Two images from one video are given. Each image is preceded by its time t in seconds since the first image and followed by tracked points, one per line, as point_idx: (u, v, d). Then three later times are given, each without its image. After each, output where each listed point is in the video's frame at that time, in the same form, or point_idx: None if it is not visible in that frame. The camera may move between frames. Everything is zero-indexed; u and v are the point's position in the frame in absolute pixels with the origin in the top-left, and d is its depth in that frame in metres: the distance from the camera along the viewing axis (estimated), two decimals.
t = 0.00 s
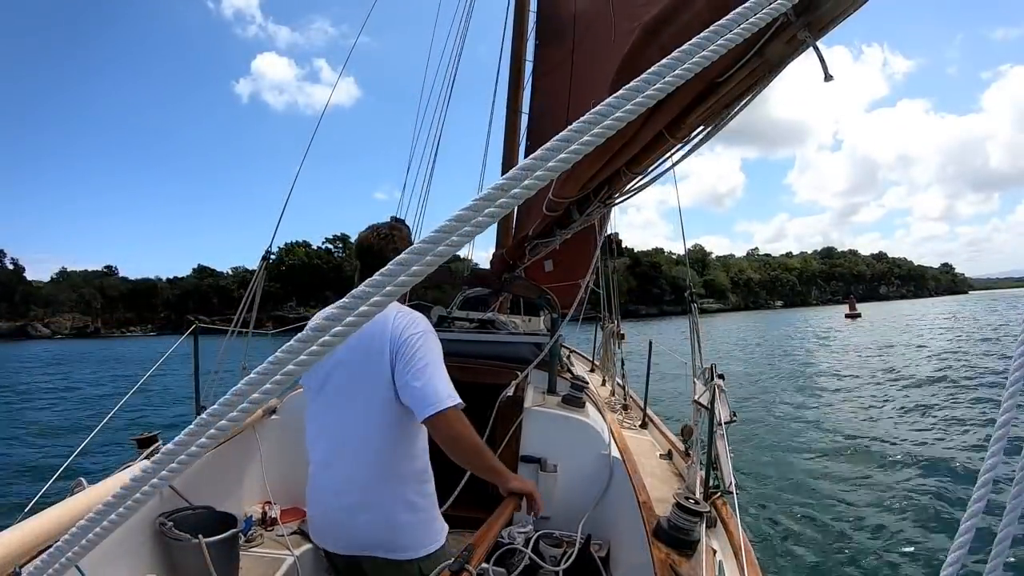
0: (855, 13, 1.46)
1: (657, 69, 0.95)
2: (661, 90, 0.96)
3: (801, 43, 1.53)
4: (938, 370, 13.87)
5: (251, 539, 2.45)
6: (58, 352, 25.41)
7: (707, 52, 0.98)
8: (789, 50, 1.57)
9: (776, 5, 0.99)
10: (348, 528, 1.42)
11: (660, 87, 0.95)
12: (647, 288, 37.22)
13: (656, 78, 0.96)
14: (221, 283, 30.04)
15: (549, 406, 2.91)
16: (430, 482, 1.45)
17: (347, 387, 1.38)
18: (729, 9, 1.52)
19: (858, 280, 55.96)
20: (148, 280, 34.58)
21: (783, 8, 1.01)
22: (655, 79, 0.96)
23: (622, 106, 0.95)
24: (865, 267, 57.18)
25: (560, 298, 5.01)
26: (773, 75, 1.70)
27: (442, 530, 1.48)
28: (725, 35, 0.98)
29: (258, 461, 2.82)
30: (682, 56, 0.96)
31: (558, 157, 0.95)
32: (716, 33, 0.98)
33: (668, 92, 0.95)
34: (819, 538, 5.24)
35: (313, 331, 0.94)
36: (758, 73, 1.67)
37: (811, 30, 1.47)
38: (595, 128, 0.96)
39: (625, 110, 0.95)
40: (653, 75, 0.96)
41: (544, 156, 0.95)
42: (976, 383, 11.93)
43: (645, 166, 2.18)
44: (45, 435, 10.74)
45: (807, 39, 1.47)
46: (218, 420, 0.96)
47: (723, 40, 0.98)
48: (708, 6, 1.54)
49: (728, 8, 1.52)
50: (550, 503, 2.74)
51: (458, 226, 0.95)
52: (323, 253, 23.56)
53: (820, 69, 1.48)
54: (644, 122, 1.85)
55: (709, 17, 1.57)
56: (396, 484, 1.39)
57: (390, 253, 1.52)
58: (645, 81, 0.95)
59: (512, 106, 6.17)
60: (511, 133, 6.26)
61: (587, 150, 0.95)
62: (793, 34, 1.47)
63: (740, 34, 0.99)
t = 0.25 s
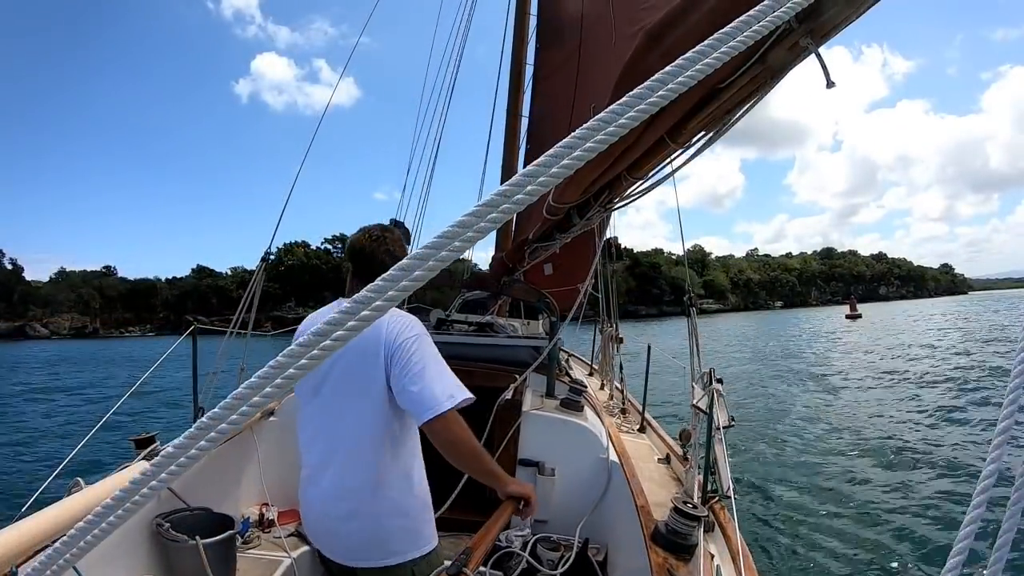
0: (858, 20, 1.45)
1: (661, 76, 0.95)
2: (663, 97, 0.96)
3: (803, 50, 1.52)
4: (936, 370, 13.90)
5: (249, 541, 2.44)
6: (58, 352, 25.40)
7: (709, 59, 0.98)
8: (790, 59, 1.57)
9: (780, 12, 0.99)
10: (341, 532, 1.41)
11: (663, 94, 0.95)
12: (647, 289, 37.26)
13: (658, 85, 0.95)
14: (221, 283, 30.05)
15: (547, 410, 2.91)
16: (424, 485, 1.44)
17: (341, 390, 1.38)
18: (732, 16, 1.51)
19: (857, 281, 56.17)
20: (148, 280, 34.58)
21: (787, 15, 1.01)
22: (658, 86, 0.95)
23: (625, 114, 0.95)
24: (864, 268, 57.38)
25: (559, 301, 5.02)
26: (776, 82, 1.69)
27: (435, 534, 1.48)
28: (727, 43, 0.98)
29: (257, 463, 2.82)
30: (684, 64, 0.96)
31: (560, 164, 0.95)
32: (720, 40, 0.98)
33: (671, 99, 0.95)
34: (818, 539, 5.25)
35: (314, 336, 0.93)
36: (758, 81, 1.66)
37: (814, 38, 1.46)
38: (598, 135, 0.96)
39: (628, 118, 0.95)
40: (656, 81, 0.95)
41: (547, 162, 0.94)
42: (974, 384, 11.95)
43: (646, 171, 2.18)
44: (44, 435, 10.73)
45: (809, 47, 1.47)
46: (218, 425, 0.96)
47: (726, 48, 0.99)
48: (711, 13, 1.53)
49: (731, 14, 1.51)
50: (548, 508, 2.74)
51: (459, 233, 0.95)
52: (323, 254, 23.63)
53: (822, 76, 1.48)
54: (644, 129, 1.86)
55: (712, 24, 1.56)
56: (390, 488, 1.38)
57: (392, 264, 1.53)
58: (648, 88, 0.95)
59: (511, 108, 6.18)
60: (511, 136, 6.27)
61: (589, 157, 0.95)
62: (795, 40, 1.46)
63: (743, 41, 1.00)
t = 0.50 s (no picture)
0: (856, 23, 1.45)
1: (658, 78, 0.95)
2: (659, 99, 0.96)
3: (800, 53, 1.51)
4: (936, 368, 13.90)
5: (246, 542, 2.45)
6: (59, 352, 25.44)
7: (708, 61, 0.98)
8: (788, 62, 1.57)
9: (776, 14, 0.99)
10: (330, 536, 1.41)
11: (660, 96, 0.95)
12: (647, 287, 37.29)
13: (655, 88, 0.95)
14: (221, 282, 30.05)
15: (545, 413, 2.91)
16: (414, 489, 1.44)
17: (329, 395, 1.37)
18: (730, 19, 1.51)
19: (857, 279, 56.16)
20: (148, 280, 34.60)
21: (783, 19, 1.01)
22: (655, 88, 0.95)
23: (622, 116, 0.95)
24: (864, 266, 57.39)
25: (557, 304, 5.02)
26: (773, 85, 1.69)
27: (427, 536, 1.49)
28: (725, 45, 0.98)
29: (254, 464, 2.82)
30: (682, 66, 0.96)
31: (557, 166, 0.95)
32: (718, 42, 0.97)
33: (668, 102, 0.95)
34: (818, 536, 5.24)
35: (310, 336, 0.92)
36: (756, 84, 1.66)
37: (812, 41, 1.46)
38: (595, 137, 0.95)
39: (626, 119, 0.95)
40: (654, 84, 0.95)
41: (543, 164, 0.94)
42: (974, 382, 11.95)
43: (644, 174, 2.18)
44: (45, 435, 10.74)
45: (807, 51, 1.46)
46: (210, 427, 0.94)
47: (723, 50, 0.99)
48: (709, 15, 1.53)
49: (729, 17, 1.51)
50: (544, 512, 2.73)
51: (455, 234, 0.95)
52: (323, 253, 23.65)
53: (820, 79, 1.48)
54: (641, 133, 1.85)
55: (710, 27, 1.55)
56: (380, 493, 1.38)
57: (371, 259, 1.50)
58: (645, 90, 0.95)
59: (511, 110, 6.17)
60: (511, 137, 6.26)
61: (586, 159, 0.95)
62: (793, 43, 1.46)
63: (740, 44, 0.99)
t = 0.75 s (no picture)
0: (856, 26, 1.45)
1: (657, 82, 0.94)
2: (660, 102, 0.95)
3: (800, 56, 1.51)
4: (938, 363, 13.90)
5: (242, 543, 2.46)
6: (59, 354, 25.41)
7: (707, 65, 0.97)
8: (788, 65, 1.57)
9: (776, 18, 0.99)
10: (319, 537, 1.42)
11: (660, 99, 0.94)
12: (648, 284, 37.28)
13: (655, 91, 0.95)
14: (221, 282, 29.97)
15: (542, 415, 2.90)
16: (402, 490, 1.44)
17: (314, 399, 1.36)
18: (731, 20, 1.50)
19: (858, 274, 56.16)
20: (147, 280, 34.56)
21: (783, 22, 1.01)
22: (655, 91, 0.95)
23: (622, 118, 0.94)
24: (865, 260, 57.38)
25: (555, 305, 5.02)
26: (773, 88, 1.69)
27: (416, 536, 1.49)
28: (724, 49, 0.98)
29: (251, 465, 2.85)
30: (682, 69, 0.95)
31: (556, 171, 0.94)
32: (718, 45, 0.97)
33: (668, 104, 0.94)
34: (819, 531, 5.25)
35: (307, 339, 0.92)
36: (756, 87, 1.66)
37: (812, 44, 1.46)
38: (595, 139, 0.95)
39: (626, 122, 0.94)
40: (653, 87, 0.95)
41: (543, 167, 0.94)
42: (975, 376, 11.95)
43: (643, 176, 2.18)
44: (46, 437, 10.73)
45: (808, 54, 1.46)
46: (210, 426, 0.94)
47: (722, 54, 0.98)
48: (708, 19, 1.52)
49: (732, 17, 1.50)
50: (541, 514, 2.73)
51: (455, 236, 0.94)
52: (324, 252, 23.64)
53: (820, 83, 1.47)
54: (640, 136, 1.85)
55: (710, 29, 1.55)
56: (367, 495, 1.38)
57: (360, 264, 1.52)
58: (645, 93, 0.94)
59: (510, 110, 6.15)
60: (510, 137, 6.25)
61: (586, 163, 0.94)
62: (793, 47, 1.46)
63: (742, 46, 0.99)
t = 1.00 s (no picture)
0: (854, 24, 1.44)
1: (653, 79, 0.94)
2: (656, 99, 0.95)
3: (797, 56, 1.51)
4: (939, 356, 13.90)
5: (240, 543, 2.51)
6: (62, 356, 25.44)
7: (703, 62, 0.97)
8: (786, 64, 1.56)
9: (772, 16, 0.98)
10: (309, 542, 1.41)
11: (656, 96, 0.94)
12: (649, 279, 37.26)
13: (650, 88, 0.94)
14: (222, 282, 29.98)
15: (539, 415, 2.91)
16: (392, 493, 1.44)
17: (302, 402, 1.36)
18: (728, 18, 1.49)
19: (859, 267, 56.13)
20: (149, 282, 34.57)
21: (780, 19, 1.01)
22: (651, 88, 0.94)
23: (618, 115, 0.94)
24: (866, 254, 57.35)
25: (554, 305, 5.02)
26: (771, 87, 1.68)
27: (407, 539, 1.48)
28: (721, 46, 0.97)
29: (248, 465, 2.86)
30: (679, 66, 0.95)
31: (551, 167, 0.94)
32: (714, 43, 0.96)
33: (664, 101, 0.93)
34: (821, 525, 5.26)
35: (303, 336, 0.91)
36: (754, 85, 1.65)
37: (809, 44, 1.45)
38: (590, 136, 0.94)
39: (622, 119, 0.94)
40: (649, 85, 0.94)
41: (538, 164, 0.93)
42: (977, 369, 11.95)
43: (642, 176, 2.17)
44: (49, 438, 10.75)
45: (805, 53, 1.45)
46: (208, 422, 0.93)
47: (718, 51, 0.98)
48: (705, 19, 1.52)
49: (727, 17, 1.49)
50: (540, 514, 2.73)
51: (450, 233, 0.93)
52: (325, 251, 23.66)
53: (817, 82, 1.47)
54: (637, 136, 1.85)
55: (706, 29, 1.54)
56: (357, 497, 1.38)
57: (351, 265, 1.53)
58: (640, 90, 0.94)
59: (509, 108, 6.14)
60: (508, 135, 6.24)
61: (581, 159, 0.94)
62: (791, 46, 1.45)
63: (738, 42, 0.98)
